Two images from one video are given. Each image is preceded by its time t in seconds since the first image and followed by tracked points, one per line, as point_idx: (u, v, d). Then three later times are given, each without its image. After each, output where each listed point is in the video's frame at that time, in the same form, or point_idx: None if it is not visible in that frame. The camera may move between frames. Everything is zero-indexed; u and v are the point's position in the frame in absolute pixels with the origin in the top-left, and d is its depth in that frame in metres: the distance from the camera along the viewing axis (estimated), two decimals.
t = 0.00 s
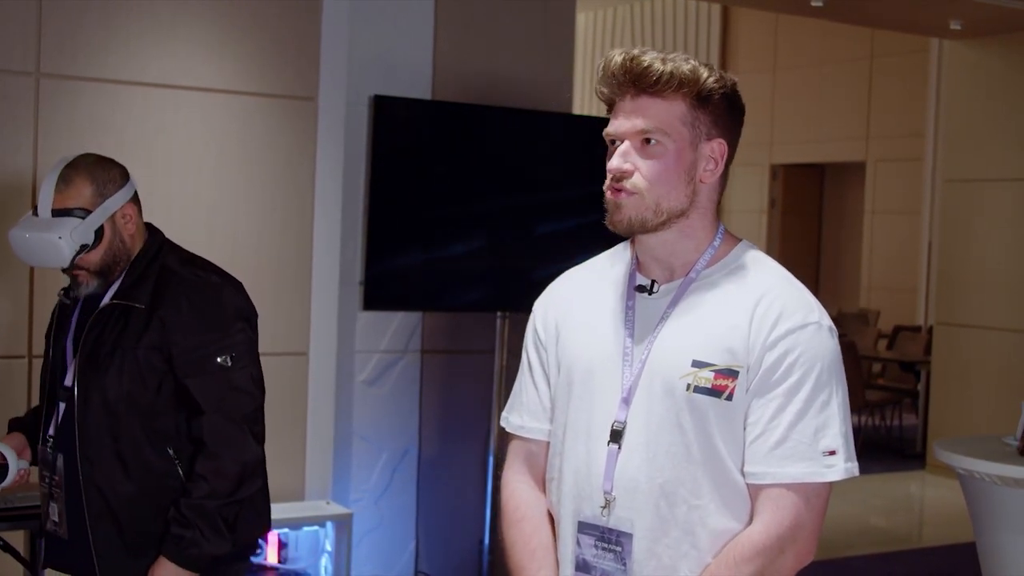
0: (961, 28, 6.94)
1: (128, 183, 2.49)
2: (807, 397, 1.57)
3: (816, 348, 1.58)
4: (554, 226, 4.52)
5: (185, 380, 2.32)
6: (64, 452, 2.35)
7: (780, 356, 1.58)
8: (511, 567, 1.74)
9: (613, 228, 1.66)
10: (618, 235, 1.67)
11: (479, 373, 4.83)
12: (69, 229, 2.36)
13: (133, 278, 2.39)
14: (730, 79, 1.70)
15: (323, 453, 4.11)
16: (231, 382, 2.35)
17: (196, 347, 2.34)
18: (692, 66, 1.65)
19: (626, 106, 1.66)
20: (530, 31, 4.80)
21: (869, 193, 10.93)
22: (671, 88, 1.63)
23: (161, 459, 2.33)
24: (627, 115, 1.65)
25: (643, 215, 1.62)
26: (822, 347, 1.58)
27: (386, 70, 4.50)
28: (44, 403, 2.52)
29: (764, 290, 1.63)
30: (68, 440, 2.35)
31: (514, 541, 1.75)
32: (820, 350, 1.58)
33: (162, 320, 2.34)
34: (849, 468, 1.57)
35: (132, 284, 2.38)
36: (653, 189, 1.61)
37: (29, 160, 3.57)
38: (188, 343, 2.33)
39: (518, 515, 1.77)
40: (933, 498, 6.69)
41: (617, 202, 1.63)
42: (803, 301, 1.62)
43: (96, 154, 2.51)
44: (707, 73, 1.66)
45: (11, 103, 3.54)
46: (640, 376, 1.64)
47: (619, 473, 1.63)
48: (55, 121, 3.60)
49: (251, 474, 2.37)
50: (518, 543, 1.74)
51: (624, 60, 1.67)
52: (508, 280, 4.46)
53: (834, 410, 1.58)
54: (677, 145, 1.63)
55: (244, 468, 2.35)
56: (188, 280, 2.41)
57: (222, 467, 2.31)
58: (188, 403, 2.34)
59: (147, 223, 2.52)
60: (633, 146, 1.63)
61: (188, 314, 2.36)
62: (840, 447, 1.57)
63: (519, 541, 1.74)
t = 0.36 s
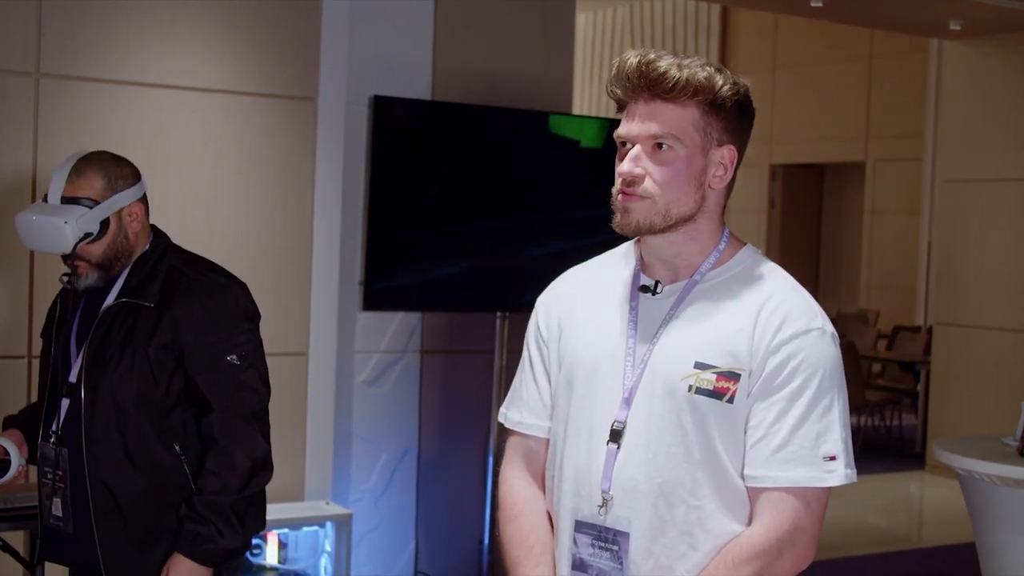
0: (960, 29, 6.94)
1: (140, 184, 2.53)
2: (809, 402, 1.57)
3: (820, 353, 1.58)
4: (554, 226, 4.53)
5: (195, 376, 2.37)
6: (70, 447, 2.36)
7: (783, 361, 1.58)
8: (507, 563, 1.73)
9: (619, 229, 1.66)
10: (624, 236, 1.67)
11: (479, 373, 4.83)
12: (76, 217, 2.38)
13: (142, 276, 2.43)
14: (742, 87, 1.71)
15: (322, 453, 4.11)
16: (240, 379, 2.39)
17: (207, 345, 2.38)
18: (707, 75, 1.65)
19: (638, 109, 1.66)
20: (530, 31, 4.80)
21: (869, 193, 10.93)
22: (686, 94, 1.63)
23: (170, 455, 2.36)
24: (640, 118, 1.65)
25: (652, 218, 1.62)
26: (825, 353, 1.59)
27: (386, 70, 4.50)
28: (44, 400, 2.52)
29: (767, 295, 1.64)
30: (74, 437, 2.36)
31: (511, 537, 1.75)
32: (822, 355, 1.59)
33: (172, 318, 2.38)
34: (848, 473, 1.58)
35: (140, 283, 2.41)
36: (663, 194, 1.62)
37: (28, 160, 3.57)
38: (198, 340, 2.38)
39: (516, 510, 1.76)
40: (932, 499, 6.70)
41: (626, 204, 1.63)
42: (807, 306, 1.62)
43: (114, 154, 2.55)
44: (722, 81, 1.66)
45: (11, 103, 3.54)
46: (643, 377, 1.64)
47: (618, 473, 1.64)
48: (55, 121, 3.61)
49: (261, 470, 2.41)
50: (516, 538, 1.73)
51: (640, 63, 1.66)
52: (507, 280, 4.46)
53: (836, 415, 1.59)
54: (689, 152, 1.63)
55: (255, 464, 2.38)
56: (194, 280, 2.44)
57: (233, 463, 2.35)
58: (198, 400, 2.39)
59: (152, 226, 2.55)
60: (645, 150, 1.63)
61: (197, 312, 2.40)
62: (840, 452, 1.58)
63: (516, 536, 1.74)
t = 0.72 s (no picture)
0: (959, 29, 6.93)
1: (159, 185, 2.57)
2: (800, 402, 1.57)
3: (811, 354, 1.58)
4: (553, 226, 4.53)
5: (196, 374, 2.37)
6: (70, 442, 2.36)
7: (775, 362, 1.58)
8: (502, 559, 1.73)
9: (614, 229, 1.67)
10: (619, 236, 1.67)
11: (478, 374, 4.83)
12: (88, 189, 2.43)
13: (145, 275, 2.43)
14: (741, 88, 1.70)
15: (321, 454, 4.11)
16: (240, 378, 2.40)
17: (207, 344, 2.38)
18: (706, 77, 1.65)
19: (636, 110, 1.65)
20: (529, 31, 4.80)
21: (868, 193, 10.94)
22: (685, 96, 1.63)
23: (169, 453, 2.36)
24: (638, 118, 1.65)
25: (646, 219, 1.62)
26: (816, 353, 1.59)
27: (385, 70, 4.51)
28: (42, 396, 2.50)
29: (760, 296, 1.64)
30: (73, 433, 2.35)
31: (506, 534, 1.74)
32: (814, 356, 1.59)
33: (174, 315, 2.39)
34: (839, 473, 1.58)
35: (143, 282, 2.42)
36: (658, 195, 1.62)
37: (29, 159, 3.56)
38: (200, 338, 2.38)
39: (510, 507, 1.76)
40: (931, 499, 6.70)
41: (621, 204, 1.63)
42: (799, 307, 1.62)
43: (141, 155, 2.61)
44: (721, 83, 1.66)
45: (11, 103, 3.54)
46: (636, 377, 1.64)
47: (613, 472, 1.64)
48: (55, 121, 3.61)
49: (258, 469, 2.41)
50: (510, 534, 1.73)
51: (639, 63, 1.66)
52: (507, 280, 4.46)
53: (827, 415, 1.59)
54: (686, 154, 1.63)
55: (253, 463, 2.39)
56: (195, 279, 2.44)
57: (232, 461, 2.35)
58: (197, 398, 2.39)
59: (161, 229, 2.55)
60: (641, 151, 1.63)
61: (199, 310, 2.40)
62: (831, 452, 1.58)
63: (510, 532, 1.73)
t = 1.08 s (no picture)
0: (959, 29, 6.92)
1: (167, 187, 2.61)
2: (791, 402, 1.58)
3: (802, 355, 1.59)
4: (553, 227, 4.53)
5: (193, 373, 2.37)
6: (68, 440, 2.37)
7: (766, 362, 1.59)
8: (494, 557, 1.73)
9: (610, 232, 1.67)
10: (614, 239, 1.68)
11: (478, 374, 4.84)
12: (92, 179, 2.47)
13: (144, 273, 2.45)
14: (747, 103, 1.71)
15: (321, 454, 4.11)
16: (238, 376, 2.40)
17: (204, 341, 2.39)
18: (717, 93, 1.65)
19: (645, 116, 1.64)
20: (529, 31, 4.80)
21: (869, 194, 10.94)
22: (695, 110, 1.63)
23: (166, 451, 2.37)
24: (646, 125, 1.64)
25: (643, 226, 1.63)
26: (807, 355, 1.60)
27: (385, 71, 4.52)
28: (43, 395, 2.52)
29: (752, 297, 1.65)
30: (72, 430, 2.36)
31: (498, 532, 1.75)
32: (805, 357, 1.60)
33: (171, 313, 2.40)
34: (828, 475, 1.58)
35: (143, 279, 2.43)
36: (658, 204, 1.62)
37: (29, 160, 3.58)
38: (198, 336, 2.39)
39: (503, 505, 1.76)
40: (930, 499, 6.70)
41: (620, 209, 1.63)
42: (791, 308, 1.63)
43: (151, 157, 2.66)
44: (730, 100, 1.66)
45: (11, 104, 3.55)
46: (629, 378, 1.65)
47: (604, 471, 1.64)
48: (55, 122, 3.62)
49: (254, 468, 2.41)
50: (503, 533, 1.73)
51: (650, 71, 1.65)
52: (507, 280, 4.46)
53: (817, 417, 1.59)
54: (688, 167, 1.64)
55: (249, 461, 2.39)
56: (195, 280, 2.45)
57: (228, 459, 2.36)
58: (194, 396, 2.39)
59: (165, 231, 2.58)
60: (645, 159, 1.63)
61: (197, 309, 2.41)
62: (821, 453, 1.58)
63: (503, 531, 1.74)
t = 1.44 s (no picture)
0: (959, 29, 6.92)
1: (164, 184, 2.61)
2: (795, 402, 1.58)
3: (805, 355, 1.59)
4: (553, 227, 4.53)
5: (179, 372, 2.35)
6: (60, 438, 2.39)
7: (770, 362, 1.59)
8: (495, 557, 1.73)
9: (613, 233, 1.67)
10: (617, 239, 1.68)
11: (479, 374, 4.83)
12: (75, 168, 2.53)
13: (135, 272, 2.45)
14: (750, 101, 1.71)
15: (321, 454, 4.11)
16: (224, 376, 2.38)
17: (192, 340, 2.37)
18: (720, 92, 1.65)
19: (647, 118, 1.64)
20: (529, 31, 4.80)
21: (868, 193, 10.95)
22: (698, 111, 1.63)
23: (152, 451, 2.36)
24: (649, 127, 1.64)
25: (647, 228, 1.63)
26: (811, 355, 1.60)
27: (385, 71, 4.51)
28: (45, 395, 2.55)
29: (755, 297, 1.65)
30: (64, 429, 2.38)
31: (499, 531, 1.75)
32: (808, 357, 1.60)
33: (157, 312, 2.38)
34: (832, 474, 1.59)
35: (135, 277, 2.44)
36: (661, 205, 1.62)
37: (29, 160, 3.58)
38: (184, 335, 2.37)
39: (504, 504, 1.76)
40: (930, 499, 6.70)
41: (624, 211, 1.63)
42: (793, 308, 1.63)
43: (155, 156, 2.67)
44: (732, 100, 1.66)
45: (10, 104, 3.55)
46: (632, 378, 1.65)
47: (608, 471, 1.64)
48: (55, 122, 3.61)
49: (241, 472, 2.38)
50: (504, 531, 1.73)
51: (653, 72, 1.64)
52: (507, 280, 4.46)
53: (821, 417, 1.59)
54: (691, 168, 1.64)
55: (234, 464, 2.36)
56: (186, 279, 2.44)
57: (211, 463, 2.33)
58: (180, 396, 2.37)
59: (158, 226, 2.58)
60: (648, 161, 1.63)
61: (183, 308, 2.40)
62: (825, 453, 1.59)
63: (504, 530, 1.74)
